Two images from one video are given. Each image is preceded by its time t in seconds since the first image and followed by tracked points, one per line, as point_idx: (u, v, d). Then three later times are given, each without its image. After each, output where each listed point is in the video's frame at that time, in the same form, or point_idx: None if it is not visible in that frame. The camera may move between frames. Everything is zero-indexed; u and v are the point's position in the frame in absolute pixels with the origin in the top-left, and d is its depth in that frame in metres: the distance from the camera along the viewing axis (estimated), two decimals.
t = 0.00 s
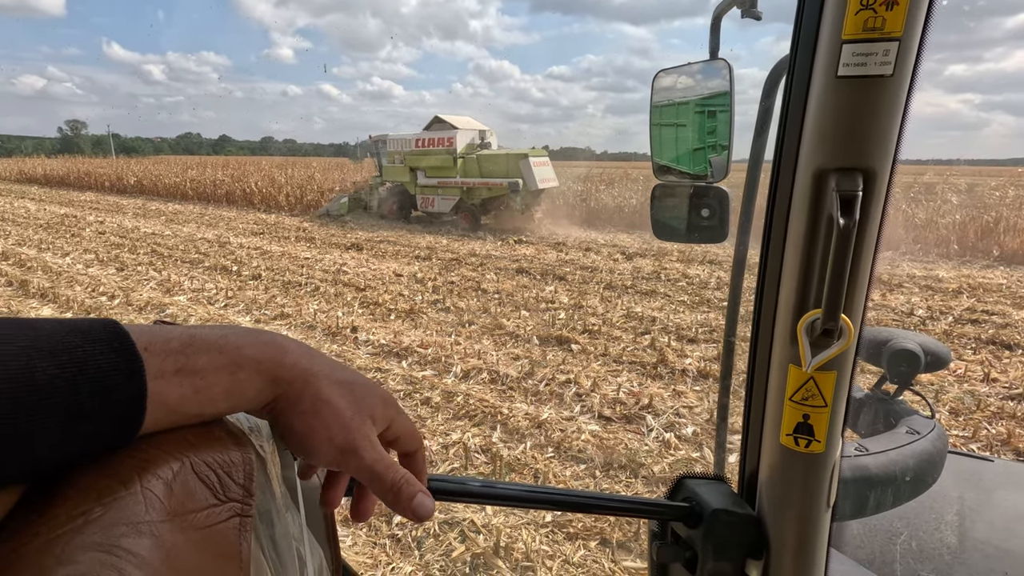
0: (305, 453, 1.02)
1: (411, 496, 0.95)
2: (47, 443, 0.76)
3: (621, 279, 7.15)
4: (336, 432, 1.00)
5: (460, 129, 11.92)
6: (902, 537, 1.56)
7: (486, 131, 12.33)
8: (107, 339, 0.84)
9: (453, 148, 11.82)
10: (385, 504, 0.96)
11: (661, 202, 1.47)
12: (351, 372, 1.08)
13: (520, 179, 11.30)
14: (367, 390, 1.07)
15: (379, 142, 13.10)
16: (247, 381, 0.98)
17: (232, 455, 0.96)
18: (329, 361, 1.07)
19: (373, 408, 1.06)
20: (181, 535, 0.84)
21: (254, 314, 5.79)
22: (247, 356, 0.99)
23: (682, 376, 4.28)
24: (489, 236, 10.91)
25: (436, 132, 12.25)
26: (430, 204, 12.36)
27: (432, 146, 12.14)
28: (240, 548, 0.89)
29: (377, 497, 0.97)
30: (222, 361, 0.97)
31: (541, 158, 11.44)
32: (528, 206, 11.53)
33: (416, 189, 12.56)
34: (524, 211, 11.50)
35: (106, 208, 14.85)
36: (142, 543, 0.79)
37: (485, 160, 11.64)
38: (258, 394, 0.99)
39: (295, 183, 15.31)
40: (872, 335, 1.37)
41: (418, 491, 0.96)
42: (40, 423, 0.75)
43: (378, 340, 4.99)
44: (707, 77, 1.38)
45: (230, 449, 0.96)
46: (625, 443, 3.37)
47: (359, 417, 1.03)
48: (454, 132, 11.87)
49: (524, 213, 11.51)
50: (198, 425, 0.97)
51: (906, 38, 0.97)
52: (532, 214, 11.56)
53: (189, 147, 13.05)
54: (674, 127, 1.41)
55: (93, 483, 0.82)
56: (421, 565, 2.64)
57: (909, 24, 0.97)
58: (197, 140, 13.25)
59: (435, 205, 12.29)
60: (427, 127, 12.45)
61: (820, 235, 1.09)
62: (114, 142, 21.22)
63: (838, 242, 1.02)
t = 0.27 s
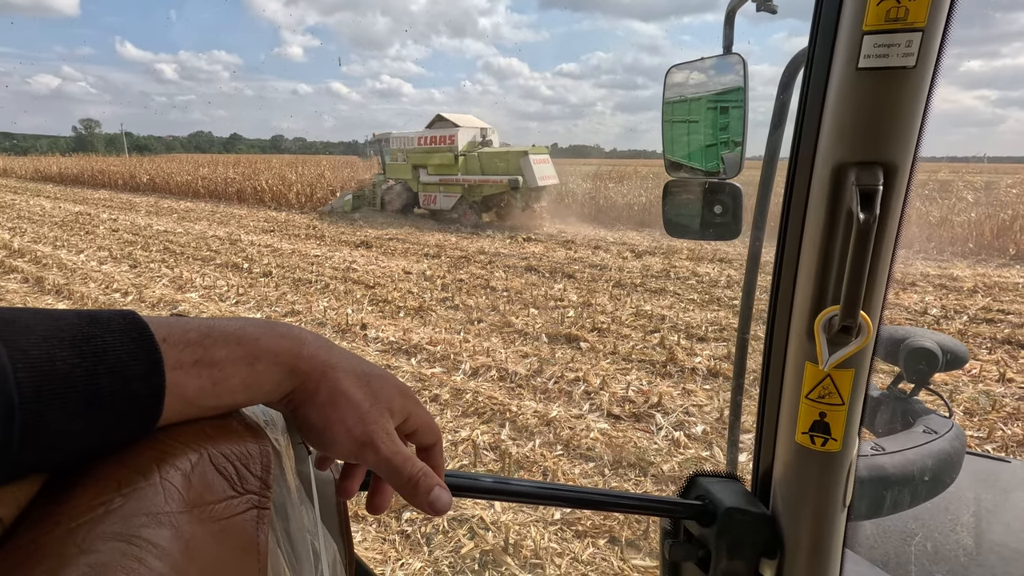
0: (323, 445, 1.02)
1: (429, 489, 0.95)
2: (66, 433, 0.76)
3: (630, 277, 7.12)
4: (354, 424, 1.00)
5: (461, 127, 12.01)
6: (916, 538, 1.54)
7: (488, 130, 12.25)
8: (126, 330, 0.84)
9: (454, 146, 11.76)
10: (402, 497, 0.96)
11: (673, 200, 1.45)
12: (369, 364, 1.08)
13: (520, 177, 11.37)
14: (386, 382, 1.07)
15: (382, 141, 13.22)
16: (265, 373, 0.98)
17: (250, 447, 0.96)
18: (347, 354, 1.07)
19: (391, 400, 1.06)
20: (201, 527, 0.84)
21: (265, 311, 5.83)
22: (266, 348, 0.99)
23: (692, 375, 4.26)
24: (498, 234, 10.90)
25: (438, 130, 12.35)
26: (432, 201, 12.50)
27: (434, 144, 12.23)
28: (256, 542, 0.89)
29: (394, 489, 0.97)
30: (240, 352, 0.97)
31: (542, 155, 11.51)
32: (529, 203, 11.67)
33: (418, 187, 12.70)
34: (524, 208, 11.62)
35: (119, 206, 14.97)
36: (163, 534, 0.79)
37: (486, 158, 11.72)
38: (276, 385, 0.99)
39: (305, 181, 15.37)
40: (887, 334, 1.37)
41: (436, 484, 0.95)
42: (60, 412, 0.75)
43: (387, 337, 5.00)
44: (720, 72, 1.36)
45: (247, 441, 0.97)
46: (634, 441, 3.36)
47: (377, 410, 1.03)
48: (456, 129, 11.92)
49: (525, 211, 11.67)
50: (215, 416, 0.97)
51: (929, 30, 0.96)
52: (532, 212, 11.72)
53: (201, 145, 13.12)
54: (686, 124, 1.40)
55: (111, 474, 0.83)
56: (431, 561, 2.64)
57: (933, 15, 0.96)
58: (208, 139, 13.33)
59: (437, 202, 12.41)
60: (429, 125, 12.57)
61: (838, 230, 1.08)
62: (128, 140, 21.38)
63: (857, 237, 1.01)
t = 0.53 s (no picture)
0: (331, 439, 1.02)
1: (438, 480, 0.95)
2: (74, 428, 0.77)
3: (636, 272, 7.11)
4: (360, 417, 1.01)
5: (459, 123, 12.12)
6: (922, 536, 1.53)
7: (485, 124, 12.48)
8: (132, 325, 0.84)
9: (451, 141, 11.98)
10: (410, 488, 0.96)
11: (678, 195, 1.44)
12: (374, 358, 1.09)
13: (517, 172, 11.57)
14: (392, 375, 1.07)
15: (382, 136, 13.37)
16: (270, 367, 0.98)
17: (257, 441, 0.97)
18: (351, 348, 1.08)
19: (398, 393, 1.06)
20: (208, 520, 0.84)
21: (272, 306, 5.85)
22: (271, 343, 1.00)
23: (697, 370, 4.26)
24: (503, 229, 10.89)
25: (437, 125, 12.46)
26: (431, 195, 12.64)
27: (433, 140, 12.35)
28: (264, 534, 0.89)
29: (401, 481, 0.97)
30: (245, 347, 0.97)
31: (538, 150, 11.70)
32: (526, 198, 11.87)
33: (417, 182, 12.84)
34: (521, 203, 11.85)
35: (127, 201, 15.05)
36: (171, 526, 0.80)
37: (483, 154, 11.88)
38: (281, 380, 0.99)
39: (311, 177, 15.41)
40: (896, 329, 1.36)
41: (444, 475, 0.95)
42: (68, 407, 0.76)
43: (393, 332, 5.02)
44: (727, 67, 1.35)
45: (255, 436, 0.97)
46: (639, 436, 3.36)
47: (383, 402, 1.03)
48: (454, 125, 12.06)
49: (522, 205, 11.87)
50: (221, 411, 0.97)
51: (939, 23, 0.95)
52: (529, 206, 11.93)
53: (208, 141, 13.16)
54: (693, 119, 1.38)
55: (119, 468, 0.83)
56: (436, 555, 2.65)
57: (943, 8, 0.95)
58: (214, 134, 13.37)
59: (436, 196, 12.56)
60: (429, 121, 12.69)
61: (846, 225, 1.07)
62: (136, 136, 21.45)
63: (864, 233, 1.00)
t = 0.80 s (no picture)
0: (344, 431, 1.03)
1: (449, 474, 0.96)
2: (100, 419, 0.78)
3: (643, 266, 7.08)
4: (374, 410, 1.01)
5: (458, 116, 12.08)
6: (930, 530, 1.53)
7: (486, 117, 12.49)
8: (156, 318, 0.85)
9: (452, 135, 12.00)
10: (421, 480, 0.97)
11: (688, 188, 1.45)
12: (388, 351, 1.09)
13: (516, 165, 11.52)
14: (406, 369, 1.08)
15: (382, 129, 13.36)
16: (287, 360, 0.98)
17: (274, 431, 0.98)
18: (365, 341, 1.08)
19: (411, 386, 1.07)
20: (229, 507, 0.85)
21: (281, 298, 5.89)
22: (289, 337, 1.00)
23: (705, 365, 4.24)
24: (510, 222, 10.88)
25: (438, 118, 12.43)
26: (432, 188, 12.62)
27: (433, 133, 12.35)
28: (283, 520, 0.91)
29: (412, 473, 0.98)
30: (263, 340, 0.97)
31: (537, 144, 11.65)
32: (525, 190, 11.85)
33: (419, 174, 12.84)
34: (520, 196, 11.85)
35: (138, 194, 15.16)
36: (196, 510, 0.81)
37: (483, 146, 11.82)
38: (297, 373, 0.99)
39: (320, 170, 15.44)
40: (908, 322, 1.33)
41: (455, 469, 0.96)
42: (93, 398, 0.77)
43: (401, 325, 5.03)
44: (738, 59, 1.34)
45: (272, 426, 0.98)
46: (646, 430, 3.36)
47: (396, 395, 1.04)
48: (453, 118, 12.05)
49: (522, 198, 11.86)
50: (240, 401, 0.98)
51: (953, 16, 0.94)
52: (528, 198, 11.97)
53: (217, 134, 13.22)
54: (702, 112, 1.38)
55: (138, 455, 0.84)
56: (444, 545, 2.67)
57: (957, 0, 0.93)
58: (223, 128, 13.40)
59: (437, 189, 12.54)
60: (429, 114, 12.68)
61: (855, 219, 1.07)
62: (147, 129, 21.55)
63: (875, 227, 0.99)
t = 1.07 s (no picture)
0: (342, 428, 1.03)
1: (444, 470, 0.95)
2: (100, 413, 0.79)
3: (651, 262, 7.06)
4: (370, 408, 1.01)
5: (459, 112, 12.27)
6: (937, 528, 1.52)
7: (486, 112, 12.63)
8: (156, 315, 0.86)
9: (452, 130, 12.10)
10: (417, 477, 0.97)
11: (691, 183, 1.43)
12: (386, 349, 1.09)
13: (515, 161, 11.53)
14: (402, 367, 1.08)
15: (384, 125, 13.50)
16: (283, 358, 0.99)
17: (272, 425, 0.98)
18: (363, 339, 1.08)
19: (408, 384, 1.07)
20: (225, 500, 0.86)
21: (289, 294, 5.91)
22: (286, 335, 1.00)
23: (712, 361, 4.23)
24: (518, 218, 10.87)
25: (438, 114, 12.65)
26: (432, 183, 12.58)
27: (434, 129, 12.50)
28: (281, 512, 0.91)
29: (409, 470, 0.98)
30: (261, 337, 0.98)
31: (536, 139, 11.68)
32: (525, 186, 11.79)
33: (420, 170, 12.82)
34: (520, 191, 11.83)
35: (148, 189, 15.25)
36: (190, 504, 0.82)
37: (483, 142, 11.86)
38: (293, 370, 1.00)
39: (328, 165, 15.48)
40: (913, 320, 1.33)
41: (451, 466, 0.96)
42: (94, 393, 0.78)
43: (408, 321, 5.05)
44: (744, 55, 1.34)
45: (270, 420, 0.99)
46: (652, 426, 3.35)
47: (392, 393, 1.04)
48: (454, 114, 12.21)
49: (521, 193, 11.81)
50: (238, 396, 0.99)
51: (958, 10, 0.93)
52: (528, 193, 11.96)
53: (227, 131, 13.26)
54: (708, 108, 1.37)
55: (141, 448, 0.85)
56: (449, 539, 2.68)
57: None
58: (233, 124, 13.46)
59: (438, 184, 12.51)
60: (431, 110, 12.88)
61: (858, 216, 1.06)
62: (157, 125, 21.66)
63: (877, 224, 0.99)
